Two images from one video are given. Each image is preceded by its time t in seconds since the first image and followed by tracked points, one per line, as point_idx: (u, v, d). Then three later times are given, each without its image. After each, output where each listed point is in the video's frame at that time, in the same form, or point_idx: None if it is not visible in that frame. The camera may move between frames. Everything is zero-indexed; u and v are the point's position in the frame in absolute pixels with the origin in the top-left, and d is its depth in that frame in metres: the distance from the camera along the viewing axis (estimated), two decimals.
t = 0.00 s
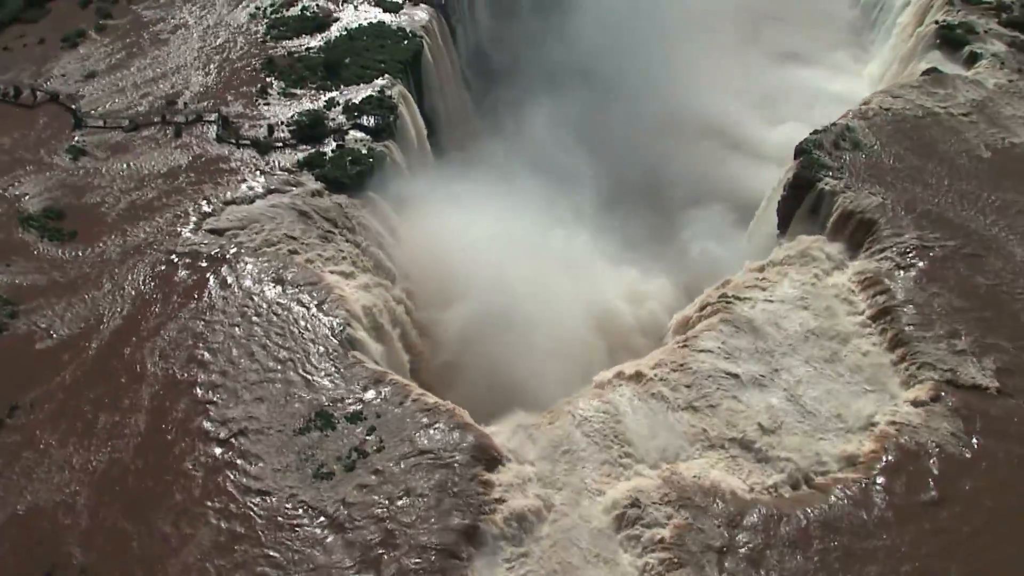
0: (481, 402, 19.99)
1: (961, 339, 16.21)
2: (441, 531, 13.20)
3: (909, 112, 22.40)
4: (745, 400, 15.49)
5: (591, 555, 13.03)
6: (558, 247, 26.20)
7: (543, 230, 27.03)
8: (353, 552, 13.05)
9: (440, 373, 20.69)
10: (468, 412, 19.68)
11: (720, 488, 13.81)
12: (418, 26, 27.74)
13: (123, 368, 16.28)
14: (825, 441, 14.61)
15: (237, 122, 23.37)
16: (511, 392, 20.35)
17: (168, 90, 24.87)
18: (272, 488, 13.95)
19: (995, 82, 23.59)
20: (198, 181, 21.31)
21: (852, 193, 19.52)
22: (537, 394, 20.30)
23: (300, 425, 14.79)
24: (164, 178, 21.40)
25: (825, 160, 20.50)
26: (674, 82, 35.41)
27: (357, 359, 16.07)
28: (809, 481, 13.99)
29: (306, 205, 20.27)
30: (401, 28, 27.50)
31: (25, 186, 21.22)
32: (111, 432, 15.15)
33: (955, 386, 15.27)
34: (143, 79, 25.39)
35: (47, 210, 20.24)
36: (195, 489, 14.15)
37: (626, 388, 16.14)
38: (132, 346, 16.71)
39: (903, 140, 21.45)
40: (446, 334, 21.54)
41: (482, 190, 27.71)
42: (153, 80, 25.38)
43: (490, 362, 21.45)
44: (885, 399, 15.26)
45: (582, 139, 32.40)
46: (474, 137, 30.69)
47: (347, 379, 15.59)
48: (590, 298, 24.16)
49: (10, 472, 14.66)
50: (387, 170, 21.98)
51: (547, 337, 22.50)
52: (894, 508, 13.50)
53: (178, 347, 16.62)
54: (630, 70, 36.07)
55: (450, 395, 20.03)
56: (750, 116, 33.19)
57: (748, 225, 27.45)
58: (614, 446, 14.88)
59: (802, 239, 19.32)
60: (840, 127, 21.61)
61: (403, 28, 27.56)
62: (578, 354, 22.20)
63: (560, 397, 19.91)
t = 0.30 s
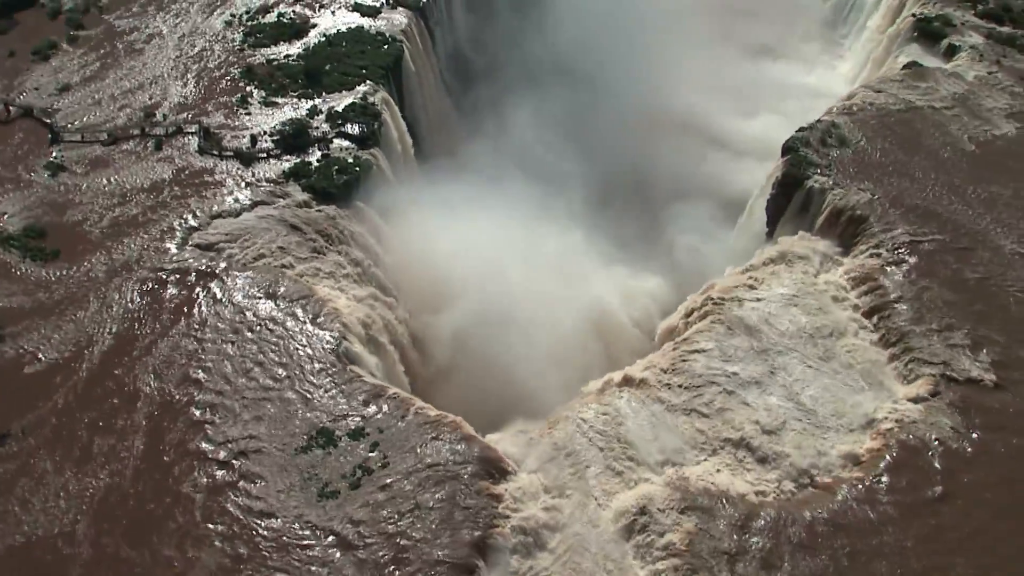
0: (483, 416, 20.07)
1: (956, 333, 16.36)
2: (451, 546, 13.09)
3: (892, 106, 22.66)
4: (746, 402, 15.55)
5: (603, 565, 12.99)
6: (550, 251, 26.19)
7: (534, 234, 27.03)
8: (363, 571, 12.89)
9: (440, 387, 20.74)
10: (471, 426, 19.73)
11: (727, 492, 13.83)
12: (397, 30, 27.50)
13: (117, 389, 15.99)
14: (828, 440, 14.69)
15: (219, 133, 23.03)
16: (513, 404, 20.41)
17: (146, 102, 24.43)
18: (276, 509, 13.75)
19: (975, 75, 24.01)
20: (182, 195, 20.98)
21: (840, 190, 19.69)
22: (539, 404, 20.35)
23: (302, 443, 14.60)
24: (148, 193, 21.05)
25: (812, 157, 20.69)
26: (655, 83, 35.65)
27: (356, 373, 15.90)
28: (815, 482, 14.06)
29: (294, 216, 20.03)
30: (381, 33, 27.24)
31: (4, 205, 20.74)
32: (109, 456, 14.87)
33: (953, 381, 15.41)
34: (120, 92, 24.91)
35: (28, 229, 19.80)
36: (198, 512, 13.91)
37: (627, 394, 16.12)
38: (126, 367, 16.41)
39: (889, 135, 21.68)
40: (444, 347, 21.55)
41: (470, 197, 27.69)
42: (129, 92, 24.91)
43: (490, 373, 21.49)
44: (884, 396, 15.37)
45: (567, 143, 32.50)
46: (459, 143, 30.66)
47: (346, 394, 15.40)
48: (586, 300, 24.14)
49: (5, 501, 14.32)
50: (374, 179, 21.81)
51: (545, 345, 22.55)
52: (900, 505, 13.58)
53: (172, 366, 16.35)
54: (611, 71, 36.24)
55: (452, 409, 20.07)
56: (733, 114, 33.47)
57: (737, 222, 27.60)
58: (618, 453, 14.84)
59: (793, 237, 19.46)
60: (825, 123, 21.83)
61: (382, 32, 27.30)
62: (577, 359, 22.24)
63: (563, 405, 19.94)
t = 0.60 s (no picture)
0: (485, 425, 19.98)
1: (951, 327, 16.52)
2: (462, 560, 13.03)
3: (875, 102, 23.04)
4: (747, 402, 15.64)
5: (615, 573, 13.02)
6: (542, 254, 26.20)
7: (525, 238, 26.98)
8: None
9: (440, 397, 20.65)
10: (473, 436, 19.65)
11: (734, 495, 13.89)
12: (377, 34, 27.27)
13: (113, 411, 15.74)
14: (831, 439, 14.82)
15: (201, 144, 22.71)
16: (514, 411, 20.35)
17: (125, 113, 24.01)
18: (283, 529, 13.59)
19: (955, 67, 24.42)
20: (167, 209, 20.65)
21: (832, 187, 19.98)
22: (541, 409, 20.28)
23: (305, 461, 14.45)
24: (132, 207, 20.71)
25: (801, 155, 21.02)
26: (636, 85, 35.88)
27: (355, 387, 15.75)
28: (820, 481, 14.18)
29: (283, 227, 19.81)
30: (361, 37, 27.00)
31: None
32: (107, 480, 14.62)
33: (950, 375, 15.59)
34: (97, 103, 24.45)
35: (10, 248, 19.39)
36: (203, 534, 13.72)
37: (628, 399, 16.07)
38: (121, 388, 16.17)
39: (874, 130, 22.03)
40: (441, 356, 21.38)
41: (458, 203, 27.64)
42: (106, 104, 24.45)
43: (489, 381, 21.41)
44: (884, 392, 15.51)
45: (551, 145, 32.55)
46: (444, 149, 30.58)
47: (348, 409, 15.26)
48: (581, 302, 24.13)
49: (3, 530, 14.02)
50: (361, 187, 21.62)
51: (543, 350, 22.52)
52: (905, 501, 13.71)
53: (168, 386, 16.12)
54: (592, 73, 36.43)
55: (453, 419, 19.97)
56: (715, 114, 33.79)
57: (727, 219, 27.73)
58: (623, 459, 14.84)
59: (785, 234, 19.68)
60: (812, 120, 22.18)
61: (362, 36, 27.05)
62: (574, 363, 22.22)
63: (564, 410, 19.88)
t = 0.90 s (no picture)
0: (483, 431, 19.89)
1: (946, 320, 16.69)
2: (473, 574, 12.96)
3: (858, 95, 23.22)
4: (749, 402, 15.72)
5: None
6: (530, 254, 26.11)
7: (514, 239, 26.86)
8: None
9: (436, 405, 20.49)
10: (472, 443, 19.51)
11: (742, 497, 13.96)
12: (357, 38, 27.00)
13: (109, 432, 15.48)
14: (834, 436, 14.93)
15: (184, 154, 22.35)
16: (512, 416, 20.24)
17: (104, 126, 23.58)
18: (290, 548, 13.44)
19: (935, 58, 24.72)
20: (153, 222, 20.34)
21: (821, 182, 20.20)
22: (539, 413, 20.16)
23: (309, 478, 14.30)
24: (117, 222, 20.38)
25: (788, 151, 21.15)
26: (617, 83, 35.92)
27: (354, 402, 15.59)
28: (826, 479, 14.28)
29: (273, 239, 19.58)
30: (341, 41, 26.72)
31: None
32: (107, 503, 14.37)
33: (947, 368, 15.75)
34: (75, 115, 23.99)
35: None
36: (208, 556, 13.52)
37: (630, 405, 16.19)
38: (117, 408, 15.91)
39: (859, 123, 22.20)
40: (436, 363, 21.22)
41: (444, 207, 27.51)
42: (84, 116, 23.99)
43: (485, 386, 21.26)
44: (883, 388, 15.69)
45: (535, 144, 32.46)
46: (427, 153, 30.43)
47: (350, 423, 15.11)
48: (574, 302, 24.02)
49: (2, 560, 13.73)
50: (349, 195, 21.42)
51: (538, 353, 22.40)
52: (909, 497, 13.84)
53: (165, 405, 15.89)
54: (572, 72, 36.43)
55: (451, 428, 19.82)
56: (697, 110, 33.90)
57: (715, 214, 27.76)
58: (629, 464, 14.85)
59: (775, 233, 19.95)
60: (797, 115, 22.32)
61: (342, 40, 26.78)
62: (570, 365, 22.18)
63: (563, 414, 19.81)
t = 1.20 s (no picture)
0: (485, 433, 19.75)
1: (941, 314, 16.92)
2: None
3: (842, 87, 23.41)
4: (752, 401, 15.83)
5: None
6: (521, 256, 26.08)
7: (502, 242, 26.74)
8: None
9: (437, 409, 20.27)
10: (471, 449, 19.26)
11: (750, 497, 14.04)
12: (338, 42, 26.75)
13: (108, 454, 15.24)
14: (837, 433, 15.08)
15: (168, 167, 22.02)
16: (510, 420, 20.05)
17: (84, 138, 23.15)
18: (300, 567, 13.29)
19: (915, 49, 25.05)
20: (141, 237, 20.01)
21: (811, 176, 20.35)
22: (538, 416, 19.97)
23: (316, 494, 14.17)
24: (103, 237, 20.03)
25: (776, 146, 21.28)
26: (597, 81, 35.88)
27: (357, 415, 15.46)
28: (831, 476, 14.41)
29: (263, 250, 19.36)
30: (321, 46, 26.45)
31: None
32: (109, 527, 14.13)
33: (944, 361, 16.01)
34: (53, 129, 23.52)
35: None
36: None
37: (633, 407, 16.21)
38: (114, 429, 15.68)
39: (844, 117, 22.38)
40: (434, 368, 21.05)
41: (431, 211, 27.30)
42: (63, 128, 23.54)
43: (481, 391, 21.01)
44: (882, 383, 15.90)
45: (518, 145, 32.32)
46: (410, 156, 30.16)
47: (354, 437, 14.98)
48: (567, 305, 23.94)
49: None
50: (338, 204, 21.27)
51: (533, 356, 22.25)
52: (914, 492, 14.01)
53: (164, 426, 15.65)
54: (552, 71, 36.31)
55: (449, 434, 19.56)
56: (678, 107, 33.96)
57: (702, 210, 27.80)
58: (635, 467, 14.86)
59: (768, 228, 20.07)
60: (783, 110, 22.44)
61: (322, 45, 26.52)
62: (566, 370, 22.08)
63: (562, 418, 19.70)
